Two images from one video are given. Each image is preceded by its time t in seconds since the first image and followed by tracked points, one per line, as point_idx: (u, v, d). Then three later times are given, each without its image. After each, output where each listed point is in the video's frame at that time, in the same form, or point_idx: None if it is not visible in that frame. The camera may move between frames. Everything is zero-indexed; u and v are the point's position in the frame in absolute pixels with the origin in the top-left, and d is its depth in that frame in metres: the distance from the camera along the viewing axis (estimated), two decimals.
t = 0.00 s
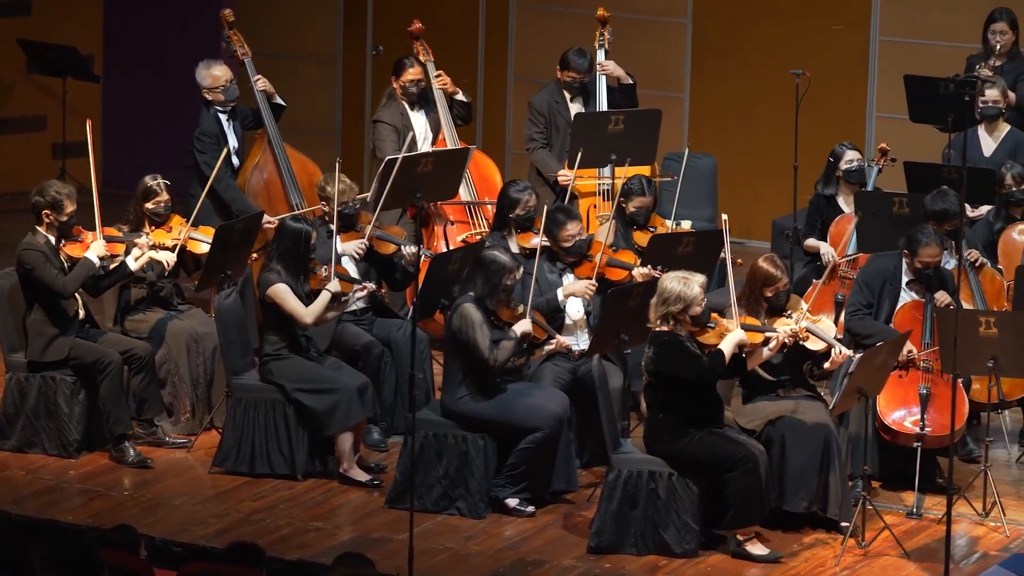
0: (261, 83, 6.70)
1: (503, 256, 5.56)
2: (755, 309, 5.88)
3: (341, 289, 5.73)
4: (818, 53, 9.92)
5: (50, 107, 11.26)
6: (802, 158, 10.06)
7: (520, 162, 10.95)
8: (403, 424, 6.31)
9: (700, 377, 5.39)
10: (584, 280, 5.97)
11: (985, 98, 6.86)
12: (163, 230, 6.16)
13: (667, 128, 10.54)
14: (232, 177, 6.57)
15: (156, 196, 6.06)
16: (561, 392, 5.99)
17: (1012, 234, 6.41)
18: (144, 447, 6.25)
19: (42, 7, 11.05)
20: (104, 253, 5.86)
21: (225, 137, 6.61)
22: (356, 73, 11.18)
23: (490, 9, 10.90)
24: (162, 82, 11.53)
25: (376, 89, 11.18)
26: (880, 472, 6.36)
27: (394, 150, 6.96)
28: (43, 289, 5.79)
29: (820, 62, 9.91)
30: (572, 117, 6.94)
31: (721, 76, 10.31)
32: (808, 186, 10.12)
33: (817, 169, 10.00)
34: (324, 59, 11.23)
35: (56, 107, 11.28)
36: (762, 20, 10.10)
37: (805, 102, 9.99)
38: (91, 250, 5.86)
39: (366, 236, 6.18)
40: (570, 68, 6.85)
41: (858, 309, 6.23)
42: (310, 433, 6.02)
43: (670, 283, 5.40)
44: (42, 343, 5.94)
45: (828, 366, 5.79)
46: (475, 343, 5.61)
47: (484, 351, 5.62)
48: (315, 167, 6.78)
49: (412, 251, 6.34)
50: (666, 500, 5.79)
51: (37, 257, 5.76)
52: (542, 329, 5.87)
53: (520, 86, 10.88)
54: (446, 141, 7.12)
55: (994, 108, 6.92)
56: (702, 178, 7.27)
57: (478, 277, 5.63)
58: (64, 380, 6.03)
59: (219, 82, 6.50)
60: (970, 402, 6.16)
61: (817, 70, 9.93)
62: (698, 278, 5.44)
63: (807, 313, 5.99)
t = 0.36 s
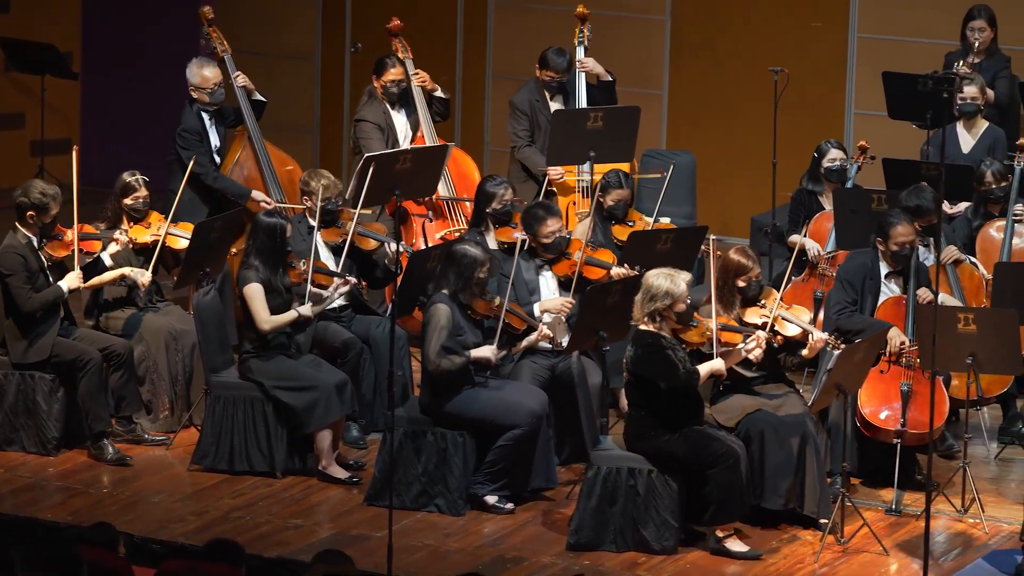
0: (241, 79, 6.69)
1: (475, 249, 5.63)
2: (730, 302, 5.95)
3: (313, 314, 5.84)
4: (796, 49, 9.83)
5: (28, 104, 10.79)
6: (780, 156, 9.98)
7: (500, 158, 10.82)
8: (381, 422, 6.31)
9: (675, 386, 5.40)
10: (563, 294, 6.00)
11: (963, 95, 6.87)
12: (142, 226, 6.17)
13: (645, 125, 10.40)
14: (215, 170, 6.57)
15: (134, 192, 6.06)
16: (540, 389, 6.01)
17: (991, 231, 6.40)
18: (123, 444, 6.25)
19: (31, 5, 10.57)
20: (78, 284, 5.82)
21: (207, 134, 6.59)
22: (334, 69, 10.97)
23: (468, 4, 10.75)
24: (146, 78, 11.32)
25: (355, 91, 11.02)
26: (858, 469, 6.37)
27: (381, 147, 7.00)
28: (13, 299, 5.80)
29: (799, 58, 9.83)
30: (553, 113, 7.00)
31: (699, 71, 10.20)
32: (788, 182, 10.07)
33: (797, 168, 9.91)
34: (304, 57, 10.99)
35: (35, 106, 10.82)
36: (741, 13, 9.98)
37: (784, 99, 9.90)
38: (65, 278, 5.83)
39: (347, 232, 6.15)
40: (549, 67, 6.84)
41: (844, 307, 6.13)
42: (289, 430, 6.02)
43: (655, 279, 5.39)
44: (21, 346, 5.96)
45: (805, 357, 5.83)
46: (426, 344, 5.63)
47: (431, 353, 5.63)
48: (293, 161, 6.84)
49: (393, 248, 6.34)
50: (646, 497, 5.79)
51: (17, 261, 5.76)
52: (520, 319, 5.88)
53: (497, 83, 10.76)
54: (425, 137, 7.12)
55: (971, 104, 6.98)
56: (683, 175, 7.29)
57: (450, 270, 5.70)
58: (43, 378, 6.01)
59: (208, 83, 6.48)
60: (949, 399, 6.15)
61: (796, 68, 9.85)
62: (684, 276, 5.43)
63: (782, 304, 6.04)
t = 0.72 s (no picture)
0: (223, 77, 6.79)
1: (447, 243, 5.65)
2: (700, 290, 5.97)
3: (292, 323, 5.84)
4: (780, 47, 9.76)
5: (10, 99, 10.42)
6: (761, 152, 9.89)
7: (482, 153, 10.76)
8: (362, 417, 6.32)
9: (632, 389, 5.37)
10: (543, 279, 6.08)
11: (943, 90, 6.89)
12: (121, 219, 6.18)
13: (626, 121, 10.29)
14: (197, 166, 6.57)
15: (111, 185, 6.09)
16: (521, 385, 6.01)
17: (970, 227, 6.47)
18: (103, 440, 6.25)
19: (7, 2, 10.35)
20: (67, 296, 5.89)
21: (190, 131, 6.60)
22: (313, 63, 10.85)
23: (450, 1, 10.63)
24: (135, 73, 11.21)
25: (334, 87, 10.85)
26: (838, 463, 6.38)
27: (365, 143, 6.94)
28: None
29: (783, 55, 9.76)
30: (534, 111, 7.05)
31: (682, 66, 10.10)
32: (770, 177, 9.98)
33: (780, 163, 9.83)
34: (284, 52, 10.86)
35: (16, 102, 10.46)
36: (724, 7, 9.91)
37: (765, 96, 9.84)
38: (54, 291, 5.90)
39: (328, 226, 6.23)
40: (531, 65, 6.91)
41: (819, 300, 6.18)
42: (270, 426, 6.03)
43: (622, 273, 5.40)
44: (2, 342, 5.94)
45: (779, 340, 5.92)
46: (403, 333, 5.62)
47: (409, 340, 5.62)
48: (273, 157, 6.88)
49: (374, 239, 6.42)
50: (626, 492, 5.80)
51: None
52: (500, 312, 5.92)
53: (478, 79, 10.65)
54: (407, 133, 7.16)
55: (952, 100, 6.97)
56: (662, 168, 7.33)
57: (425, 266, 5.72)
58: (24, 373, 6.00)
59: (204, 83, 6.52)
60: (929, 392, 6.20)
61: (778, 63, 9.77)
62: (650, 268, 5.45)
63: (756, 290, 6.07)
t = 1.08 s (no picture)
0: (203, 69, 6.80)
1: (426, 240, 5.67)
2: (681, 287, 6.00)
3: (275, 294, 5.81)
4: (759, 41, 9.95)
5: None
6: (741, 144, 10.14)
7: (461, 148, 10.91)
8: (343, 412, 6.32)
9: (622, 374, 5.43)
10: (521, 264, 6.02)
11: (924, 85, 6.91)
12: (100, 215, 6.21)
13: (607, 117, 10.53)
14: (170, 164, 6.61)
15: (90, 181, 6.09)
16: (502, 379, 6.01)
17: (951, 220, 6.45)
18: (84, 435, 6.26)
19: None
20: (41, 244, 5.86)
21: (170, 124, 6.63)
22: (295, 63, 11.17)
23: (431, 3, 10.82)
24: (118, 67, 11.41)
25: (317, 79, 11.15)
26: (817, 457, 6.39)
27: (339, 138, 6.98)
28: None
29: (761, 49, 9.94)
30: (510, 104, 7.03)
31: (658, 60, 10.33)
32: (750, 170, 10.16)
33: (759, 154, 10.04)
34: (266, 47, 11.21)
35: None
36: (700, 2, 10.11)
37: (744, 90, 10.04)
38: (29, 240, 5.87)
39: (308, 222, 6.20)
40: (508, 55, 6.92)
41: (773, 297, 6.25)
42: (250, 421, 6.03)
43: (592, 272, 5.43)
44: None
45: (761, 336, 5.90)
46: (398, 328, 5.68)
47: (407, 335, 5.68)
48: (254, 151, 6.87)
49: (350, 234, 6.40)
50: (606, 487, 5.80)
51: None
52: (480, 308, 5.89)
53: (458, 74, 10.83)
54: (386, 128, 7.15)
55: (933, 94, 6.99)
56: (643, 163, 7.34)
57: (403, 263, 5.76)
58: (4, 369, 5.99)
59: (179, 72, 6.57)
60: (909, 386, 6.21)
61: (757, 58, 9.97)
62: (620, 265, 5.48)
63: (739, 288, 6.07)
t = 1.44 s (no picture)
0: (184, 65, 6.81)
1: (410, 235, 5.67)
2: (669, 283, 5.97)
3: (254, 311, 5.83)
4: (741, 37, 10.13)
5: None
6: (723, 138, 10.28)
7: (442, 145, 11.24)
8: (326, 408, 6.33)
9: (595, 382, 5.36)
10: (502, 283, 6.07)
11: (907, 80, 6.93)
12: (84, 212, 6.22)
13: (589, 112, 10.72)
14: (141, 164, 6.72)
15: (76, 177, 6.12)
16: (484, 375, 6.02)
17: (936, 216, 6.46)
18: (67, 432, 6.27)
19: None
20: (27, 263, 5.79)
21: (149, 118, 6.76)
22: (278, 57, 11.51)
23: None
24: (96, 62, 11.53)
25: (299, 73, 11.52)
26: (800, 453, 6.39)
27: (318, 132, 6.97)
28: None
29: (743, 45, 10.13)
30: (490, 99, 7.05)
31: (635, 55, 10.53)
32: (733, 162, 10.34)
33: (739, 146, 10.21)
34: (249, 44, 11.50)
35: None
36: None
37: (727, 85, 10.22)
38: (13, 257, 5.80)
39: (292, 219, 6.21)
40: (488, 48, 6.92)
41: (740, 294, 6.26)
42: (234, 417, 6.03)
43: (579, 267, 5.38)
44: None
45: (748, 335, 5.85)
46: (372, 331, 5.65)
47: (379, 339, 5.66)
48: (237, 147, 6.88)
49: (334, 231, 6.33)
50: (590, 484, 5.80)
51: None
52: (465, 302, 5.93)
53: (441, 69, 11.07)
54: (369, 124, 7.17)
55: (916, 90, 7.00)
56: (628, 160, 7.35)
57: (387, 258, 5.74)
58: None
59: (148, 64, 6.67)
60: (893, 382, 6.19)
61: (740, 54, 10.15)
62: (607, 260, 5.42)
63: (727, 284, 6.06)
